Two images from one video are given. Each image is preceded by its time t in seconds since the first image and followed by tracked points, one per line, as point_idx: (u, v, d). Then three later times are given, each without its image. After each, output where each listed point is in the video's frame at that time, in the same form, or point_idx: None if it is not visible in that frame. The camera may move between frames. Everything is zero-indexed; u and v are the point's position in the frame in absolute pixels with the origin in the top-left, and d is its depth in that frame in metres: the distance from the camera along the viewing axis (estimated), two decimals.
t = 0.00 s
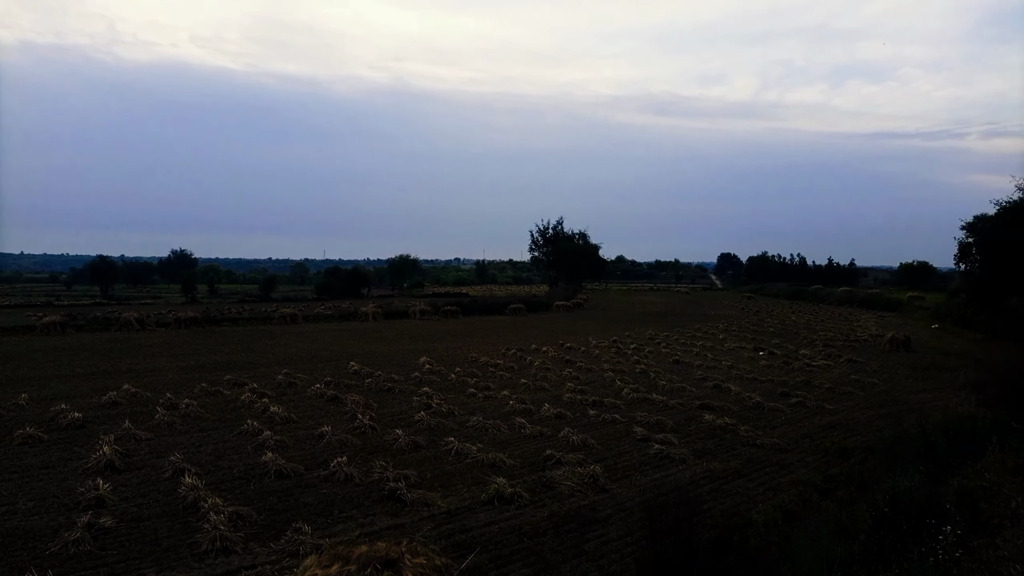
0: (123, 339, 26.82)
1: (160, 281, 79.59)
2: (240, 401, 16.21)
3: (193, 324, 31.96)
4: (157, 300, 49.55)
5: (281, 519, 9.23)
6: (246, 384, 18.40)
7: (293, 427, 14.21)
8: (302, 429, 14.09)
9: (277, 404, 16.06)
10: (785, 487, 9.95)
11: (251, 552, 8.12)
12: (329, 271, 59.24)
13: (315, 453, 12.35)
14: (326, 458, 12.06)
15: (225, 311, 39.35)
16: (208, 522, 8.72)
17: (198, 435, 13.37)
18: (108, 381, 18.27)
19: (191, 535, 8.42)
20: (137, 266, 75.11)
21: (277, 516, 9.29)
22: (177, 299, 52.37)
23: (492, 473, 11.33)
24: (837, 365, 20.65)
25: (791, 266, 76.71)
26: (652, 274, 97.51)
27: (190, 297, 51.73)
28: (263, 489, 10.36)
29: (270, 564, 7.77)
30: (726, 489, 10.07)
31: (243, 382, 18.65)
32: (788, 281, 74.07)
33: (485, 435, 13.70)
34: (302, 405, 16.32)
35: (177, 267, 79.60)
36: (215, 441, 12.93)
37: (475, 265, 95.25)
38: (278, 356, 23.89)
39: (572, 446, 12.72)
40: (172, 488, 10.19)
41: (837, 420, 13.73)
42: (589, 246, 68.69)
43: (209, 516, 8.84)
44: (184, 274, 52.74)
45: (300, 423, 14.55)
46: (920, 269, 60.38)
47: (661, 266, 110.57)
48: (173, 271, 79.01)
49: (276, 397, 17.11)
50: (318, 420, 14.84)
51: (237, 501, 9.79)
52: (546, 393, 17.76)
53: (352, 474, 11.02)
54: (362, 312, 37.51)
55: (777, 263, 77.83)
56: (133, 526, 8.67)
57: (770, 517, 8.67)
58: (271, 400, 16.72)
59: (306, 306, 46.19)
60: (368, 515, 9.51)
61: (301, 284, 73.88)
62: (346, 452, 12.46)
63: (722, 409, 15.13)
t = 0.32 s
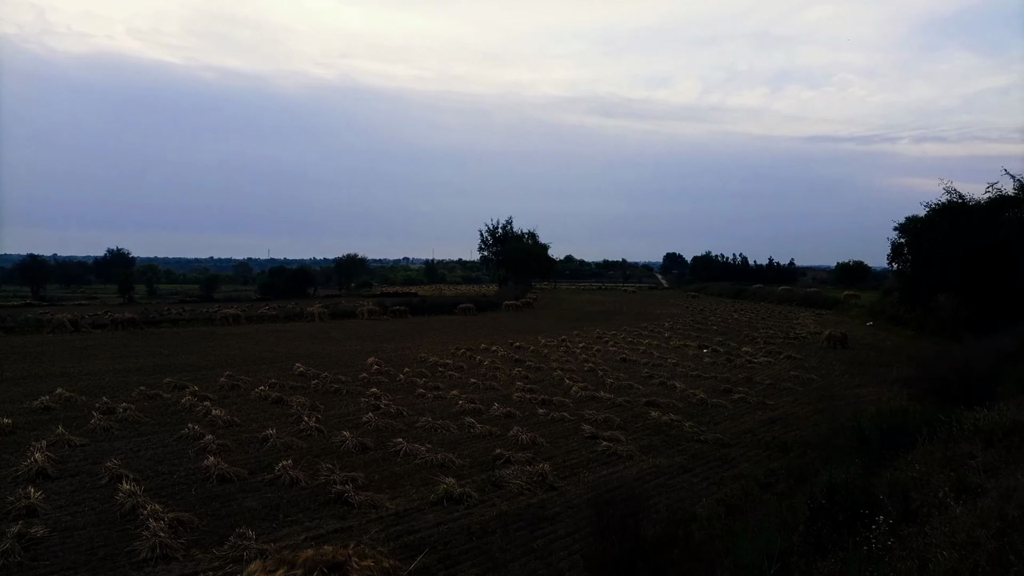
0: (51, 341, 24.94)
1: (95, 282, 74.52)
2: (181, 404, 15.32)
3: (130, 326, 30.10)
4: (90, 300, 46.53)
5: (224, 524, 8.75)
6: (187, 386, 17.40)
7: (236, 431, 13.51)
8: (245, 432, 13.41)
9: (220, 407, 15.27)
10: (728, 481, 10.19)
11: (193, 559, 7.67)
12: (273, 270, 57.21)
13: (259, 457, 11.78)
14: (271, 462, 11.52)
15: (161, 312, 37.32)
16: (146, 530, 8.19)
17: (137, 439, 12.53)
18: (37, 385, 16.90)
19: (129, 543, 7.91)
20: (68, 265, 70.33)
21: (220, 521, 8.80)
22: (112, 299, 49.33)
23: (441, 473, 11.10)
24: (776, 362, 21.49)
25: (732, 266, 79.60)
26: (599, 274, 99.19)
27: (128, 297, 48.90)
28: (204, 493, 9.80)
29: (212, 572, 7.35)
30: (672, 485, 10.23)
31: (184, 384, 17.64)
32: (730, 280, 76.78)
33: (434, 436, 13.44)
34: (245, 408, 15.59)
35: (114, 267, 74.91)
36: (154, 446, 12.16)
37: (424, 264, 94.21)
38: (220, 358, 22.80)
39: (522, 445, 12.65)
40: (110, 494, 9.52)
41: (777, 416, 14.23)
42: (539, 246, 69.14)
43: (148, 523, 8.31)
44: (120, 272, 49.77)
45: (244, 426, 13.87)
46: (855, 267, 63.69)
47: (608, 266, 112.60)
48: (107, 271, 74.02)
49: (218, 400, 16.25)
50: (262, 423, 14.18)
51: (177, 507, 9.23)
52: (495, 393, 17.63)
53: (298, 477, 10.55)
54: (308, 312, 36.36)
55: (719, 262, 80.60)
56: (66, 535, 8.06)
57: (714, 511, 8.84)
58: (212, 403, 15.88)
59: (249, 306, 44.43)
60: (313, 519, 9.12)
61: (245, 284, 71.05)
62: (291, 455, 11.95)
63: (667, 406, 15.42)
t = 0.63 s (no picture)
0: None
1: (35, 282, 69.46)
2: (126, 408, 14.48)
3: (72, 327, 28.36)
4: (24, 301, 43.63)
5: (174, 529, 8.34)
6: (131, 389, 16.48)
7: (184, 434, 12.85)
8: (193, 436, 12.77)
9: (167, 410, 14.52)
10: (680, 476, 10.36)
11: (139, 566, 7.28)
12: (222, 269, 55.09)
13: (208, 460, 11.24)
14: (221, 465, 11.01)
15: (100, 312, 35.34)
16: (89, 537, 7.74)
17: (78, 444, 11.76)
18: None
19: (71, 552, 7.46)
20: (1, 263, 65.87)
21: (167, 527, 8.36)
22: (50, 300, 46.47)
23: (396, 474, 10.87)
24: (725, 359, 22.12)
25: (684, 265, 81.61)
26: (555, 273, 99.94)
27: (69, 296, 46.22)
28: (151, 499, 9.30)
29: None
30: (625, 481, 10.34)
31: (129, 386, 16.69)
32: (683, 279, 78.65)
33: (388, 436, 13.17)
34: (193, 410, 14.88)
35: (59, 266, 70.71)
36: (97, 451, 11.45)
37: (379, 264, 92.70)
38: (167, 359, 21.74)
39: (477, 444, 12.53)
40: (49, 502, 8.94)
41: (726, 412, 14.61)
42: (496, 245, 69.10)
43: (91, 531, 7.85)
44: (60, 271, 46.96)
45: (192, 430, 13.22)
46: (802, 267, 66.36)
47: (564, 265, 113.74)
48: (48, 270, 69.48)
49: (166, 403, 15.45)
50: (211, 426, 13.54)
51: (122, 513, 8.73)
52: (451, 392, 17.43)
53: (249, 480, 10.11)
54: (258, 312, 35.15)
55: (672, 262, 82.49)
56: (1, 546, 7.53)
57: (666, 507, 8.98)
58: (160, 406, 15.08)
59: (196, 307, 42.63)
60: (264, 522, 8.75)
61: (193, 284, 68.21)
62: (242, 458, 11.46)
63: (621, 404, 15.60)
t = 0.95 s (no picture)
0: None
1: None
2: (68, 412, 13.64)
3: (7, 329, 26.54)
4: None
5: (121, 535, 7.93)
6: (74, 392, 15.52)
7: (132, 438, 12.19)
8: (142, 440, 12.12)
9: (114, 414, 13.73)
10: (636, 473, 10.48)
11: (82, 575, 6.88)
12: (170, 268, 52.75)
13: (158, 465, 10.70)
14: (171, 469, 10.50)
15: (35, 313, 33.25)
16: (30, 546, 7.30)
17: (16, 450, 11.00)
18: None
19: (10, 562, 7.02)
20: None
21: (115, 533, 7.95)
22: None
23: (352, 476, 10.59)
24: (680, 357, 22.58)
25: (639, 265, 83.04)
26: (513, 273, 100.07)
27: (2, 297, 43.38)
28: (97, 505, 8.80)
29: None
30: (582, 479, 10.39)
31: (70, 389, 15.72)
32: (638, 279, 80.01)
33: (344, 438, 12.84)
34: (141, 414, 14.12)
35: (23, 259, 67.66)
36: (37, 456, 10.75)
37: (335, 263, 90.76)
38: (110, 361, 20.62)
39: (435, 444, 12.36)
40: None
41: (680, 409, 14.90)
42: (455, 245, 68.68)
43: (31, 539, 7.40)
44: None
45: (141, 433, 12.54)
46: (752, 267, 68.36)
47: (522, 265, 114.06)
48: None
49: (113, 406, 14.63)
50: (160, 429, 12.88)
51: (66, 520, 8.25)
52: (408, 393, 17.17)
53: (200, 484, 9.66)
54: (208, 313, 33.79)
55: (628, 262, 83.83)
56: None
57: (622, 504, 9.06)
58: (107, 409, 14.26)
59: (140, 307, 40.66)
60: (216, 527, 8.39)
61: (138, 283, 65.13)
62: (193, 462, 10.95)
63: (578, 402, 15.70)
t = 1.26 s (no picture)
0: None
1: None
2: (5, 417, 12.80)
3: None
4: None
5: (62, 545, 7.51)
6: (12, 397, 14.54)
7: (76, 444, 11.50)
8: (87, 445, 11.44)
9: (55, 418, 12.93)
10: (591, 471, 10.55)
11: None
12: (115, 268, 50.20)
13: (103, 470, 10.14)
14: (117, 474, 9.95)
15: None
16: None
17: None
18: None
19: None
20: None
21: (57, 542, 7.55)
22: None
23: (305, 479, 10.27)
24: (635, 356, 22.95)
25: (595, 265, 84.12)
26: (471, 272, 99.66)
27: None
28: (38, 514, 8.31)
29: None
30: (538, 477, 10.39)
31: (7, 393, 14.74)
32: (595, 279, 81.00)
33: (297, 440, 12.45)
34: (86, 418, 13.34)
35: None
36: None
37: (288, 262, 88.35)
38: (49, 364, 19.44)
39: (391, 446, 12.13)
40: None
41: (635, 407, 15.13)
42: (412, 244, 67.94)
43: None
44: None
45: (86, 438, 11.84)
46: (704, 267, 70.28)
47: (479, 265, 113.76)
48: None
49: (55, 410, 13.78)
50: (105, 433, 12.21)
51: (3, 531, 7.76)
52: (363, 394, 16.83)
53: (149, 489, 9.19)
54: (156, 313, 32.28)
55: (585, 262, 84.77)
56: None
57: (578, 501, 9.10)
58: (48, 414, 13.43)
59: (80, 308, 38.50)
60: (164, 533, 8.01)
61: (77, 284, 61.69)
62: (140, 467, 10.41)
63: (535, 401, 15.74)
